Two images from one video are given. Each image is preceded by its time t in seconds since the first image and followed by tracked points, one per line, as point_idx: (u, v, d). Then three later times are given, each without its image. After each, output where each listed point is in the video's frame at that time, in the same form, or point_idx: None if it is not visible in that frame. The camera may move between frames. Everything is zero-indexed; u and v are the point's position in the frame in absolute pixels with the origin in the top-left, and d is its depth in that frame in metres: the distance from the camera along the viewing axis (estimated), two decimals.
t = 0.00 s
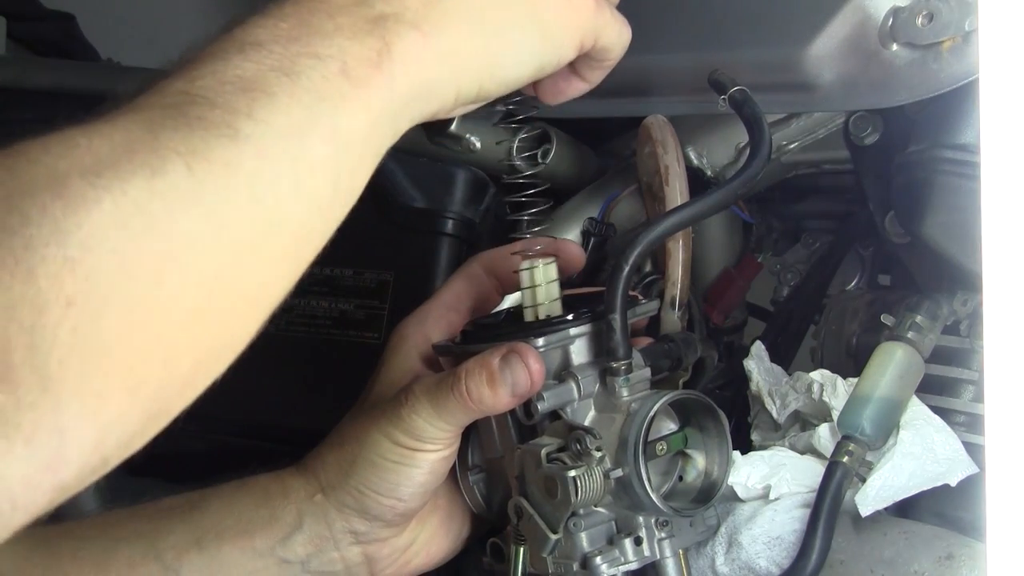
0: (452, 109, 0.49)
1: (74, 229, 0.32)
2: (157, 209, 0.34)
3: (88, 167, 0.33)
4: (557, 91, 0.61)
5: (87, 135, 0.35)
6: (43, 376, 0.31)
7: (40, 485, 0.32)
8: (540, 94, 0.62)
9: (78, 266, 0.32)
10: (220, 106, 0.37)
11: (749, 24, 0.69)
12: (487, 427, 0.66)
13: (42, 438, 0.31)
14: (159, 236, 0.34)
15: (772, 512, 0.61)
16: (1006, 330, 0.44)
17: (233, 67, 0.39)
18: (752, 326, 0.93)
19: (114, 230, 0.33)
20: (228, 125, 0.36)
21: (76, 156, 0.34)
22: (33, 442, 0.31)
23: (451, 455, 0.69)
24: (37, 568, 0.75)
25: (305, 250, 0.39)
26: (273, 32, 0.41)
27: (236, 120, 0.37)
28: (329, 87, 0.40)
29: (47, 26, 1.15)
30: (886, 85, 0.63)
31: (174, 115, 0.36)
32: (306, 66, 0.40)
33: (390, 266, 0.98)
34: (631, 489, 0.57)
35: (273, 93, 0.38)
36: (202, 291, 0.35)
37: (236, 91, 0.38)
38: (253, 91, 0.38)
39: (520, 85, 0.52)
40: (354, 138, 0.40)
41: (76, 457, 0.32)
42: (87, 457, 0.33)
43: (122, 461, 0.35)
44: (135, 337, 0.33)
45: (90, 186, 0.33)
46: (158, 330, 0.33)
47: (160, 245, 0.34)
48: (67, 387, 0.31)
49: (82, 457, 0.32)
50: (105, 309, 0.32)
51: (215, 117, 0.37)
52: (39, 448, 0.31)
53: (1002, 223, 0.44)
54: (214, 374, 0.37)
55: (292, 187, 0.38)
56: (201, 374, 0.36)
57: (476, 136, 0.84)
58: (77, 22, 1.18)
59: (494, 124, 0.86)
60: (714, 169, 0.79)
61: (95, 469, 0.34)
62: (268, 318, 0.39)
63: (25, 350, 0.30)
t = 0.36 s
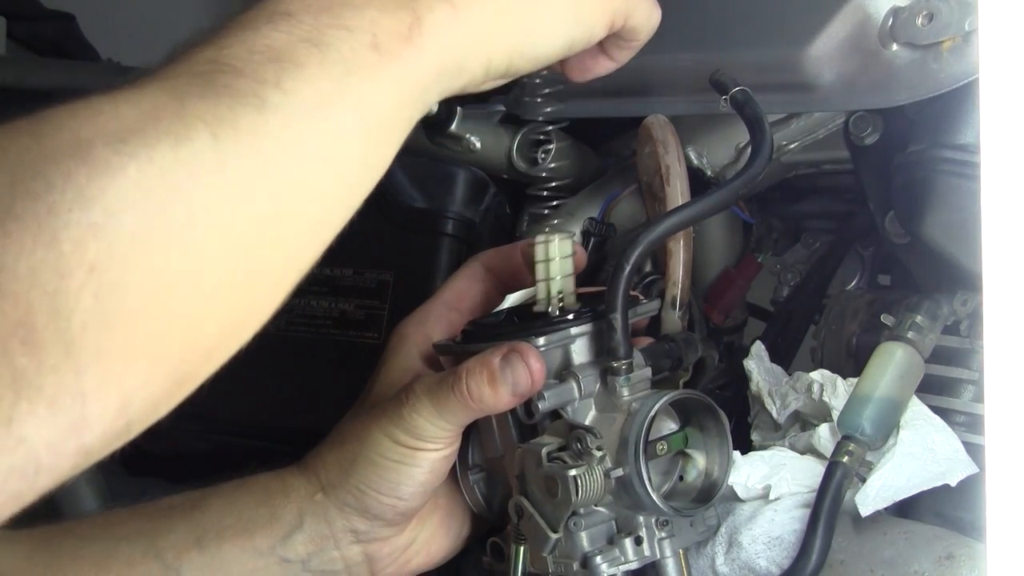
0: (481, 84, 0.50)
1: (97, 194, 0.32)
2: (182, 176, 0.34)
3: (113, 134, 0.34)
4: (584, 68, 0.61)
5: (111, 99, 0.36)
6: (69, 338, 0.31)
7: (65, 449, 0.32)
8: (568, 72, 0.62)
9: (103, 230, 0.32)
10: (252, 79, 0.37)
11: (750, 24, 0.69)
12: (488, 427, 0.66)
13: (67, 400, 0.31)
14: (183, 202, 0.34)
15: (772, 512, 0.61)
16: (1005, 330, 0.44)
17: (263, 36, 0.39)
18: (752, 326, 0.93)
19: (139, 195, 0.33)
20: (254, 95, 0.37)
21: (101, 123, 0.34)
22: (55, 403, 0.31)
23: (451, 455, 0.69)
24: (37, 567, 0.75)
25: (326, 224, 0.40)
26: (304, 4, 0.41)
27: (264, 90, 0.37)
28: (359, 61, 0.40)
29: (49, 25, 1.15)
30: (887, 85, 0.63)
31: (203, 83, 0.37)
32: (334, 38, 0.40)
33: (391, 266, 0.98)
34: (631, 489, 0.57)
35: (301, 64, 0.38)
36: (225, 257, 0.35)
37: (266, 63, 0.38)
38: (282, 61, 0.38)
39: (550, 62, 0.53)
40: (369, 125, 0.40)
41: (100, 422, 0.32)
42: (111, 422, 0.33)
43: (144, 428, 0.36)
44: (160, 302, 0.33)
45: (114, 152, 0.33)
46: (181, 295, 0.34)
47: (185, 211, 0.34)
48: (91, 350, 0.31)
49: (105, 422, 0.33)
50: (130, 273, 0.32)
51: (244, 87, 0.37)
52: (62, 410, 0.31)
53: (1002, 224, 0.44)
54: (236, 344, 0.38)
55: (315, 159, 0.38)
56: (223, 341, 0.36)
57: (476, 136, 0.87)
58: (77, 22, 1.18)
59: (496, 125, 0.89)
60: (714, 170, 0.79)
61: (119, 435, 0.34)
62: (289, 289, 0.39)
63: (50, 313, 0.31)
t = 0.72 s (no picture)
0: (483, 33, 0.49)
1: (94, 131, 0.33)
2: (182, 115, 0.34)
3: (109, 73, 0.34)
4: (584, 23, 0.61)
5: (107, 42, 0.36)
6: (67, 274, 0.32)
7: (67, 385, 0.33)
8: (569, 28, 0.61)
9: (100, 167, 0.32)
10: (247, 20, 0.37)
11: (750, 24, 0.69)
12: (488, 426, 0.66)
13: (67, 336, 0.32)
14: (183, 141, 0.34)
15: (772, 512, 0.61)
16: (1005, 330, 0.44)
17: None
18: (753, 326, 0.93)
19: (136, 133, 0.33)
20: (252, 37, 0.37)
21: (99, 63, 0.34)
22: (56, 338, 0.32)
23: (452, 454, 0.69)
24: (38, 566, 0.75)
25: (330, 170, 0.40)
26: None
27: (261, 32, 0.37)
28: (360, 4, 0.39)
29: (49, 25, 1.15)
30: (887, 85, 0.63)
31: (195, 23, 0.37)
32: None
33: (391, 266, 0.98)
34: (632, 488, 0.57)
35: (299, 7, 0.38)
36: (227, 200, 0.35)
37: (265, 6, 0.37)
38: (279, 4, 0.38)
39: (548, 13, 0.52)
40: (372, 84, 0.40)
41: (102, 359, 0.33)
42: (114, 360, 0.34)
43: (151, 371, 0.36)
44: (160, 241, 0.34)
45: (110, 92, 0.33)
46: (182, 235, 0.34)
47: (185, 151, 0.34)
48: (93, 286, 0.32)
49: (108, 360, 0.33)
50: (128, 211, 0.33)
51: (240, 29, 0.37)
52: (63, 346, 0.32)
53: (1001, 224, 0.44)
54: (240, 288, 0.38)
55: (320, 106, 0.38)
56: (227, 285, 0.37)
57: (476, 136, 0.87)
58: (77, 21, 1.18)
59: (496, 125, 0.89)
60: (715, 170, 0.79)
61: (124, 376, 0.35)
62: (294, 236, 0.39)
63: (47, 249, 0.31)
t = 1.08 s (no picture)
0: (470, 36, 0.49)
1: (79, 127, 0.33)
2: (168, 112, 0.34)
3: (95, 70, 0.34)
4: (572, 26, 0.61)
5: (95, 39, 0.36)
6: (53, 270, 0.32)
7: (54, 383, 0.33)
8: (556, 29, 0.61)
9: (85, 163, 0.32)
10: (233, 18, 0.37)
11: (750, 24, 0.69)
12: (489, 424, 0.67)
13: (53, 333, 0.32)
14: (169, 138, 0.34)
15: (772, 512, 0.61)
16: (1006, 330, 0.44)
17: None
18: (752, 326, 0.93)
19: (122, 130, 0.33)
20: (239, 35, 0.36)
21: (86, 59, 0.34)
22: (42, 333, 0.32)
23: (452, 453, 0.69)
24: (38, 565, 0.75)
25: (318, 168, 0.40)
26: None
27: (248, 30, 0.37)
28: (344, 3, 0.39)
29: (49, 25, 1.15)
30: (887, 86, 0.63)
31: (187, 23, 0.36)
32: None
33: (391, 266, 0.98)
34: (632, 487, 0.57)
35: (288, 7, 0.38)
36: (214, 197, 0.35)
37: (251, 5, 0.37)
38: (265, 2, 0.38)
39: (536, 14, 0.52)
40: (363, 82, 0.40)
41: (89, 356, 0.33)
42: (103, 356, 0.34)
43: (140, 369, 0.36)
44: (146, 238, 0.34)
45: (96, 88, 0.33)
46: (168, 231, 0.34)
47: (170, 148, 0.34)
48: (80, 279, 0.32)
49: (97, 355, 0.33)
50: (116, 206, 0.33)
51: (225, 27, 0.37)
52: (51, 341, 0.32)
53: (1002, 224, 0.44)
54: (231, 285, 0.38)
55: (310, 105, 0.38)
56: (215, 282, 0.37)
57: (476, 136, 0.87)
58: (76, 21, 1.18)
59: (495, 125, 0.89)
60: (715, 170, 0.79)
61: (114, 373, 0.35)
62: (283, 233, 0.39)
63: (33, 245, 0.32)
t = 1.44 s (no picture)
0: (482, 50, 0.49)
1: (98, 125, 0.33)
2: (184, 114, 0.34)
3: (115, 71, 0.34)
4: (583, 42, 0.61)
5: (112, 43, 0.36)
6: (71, 267, 0.32)
7: (69, 379, 0.32)
8: (567, 45, 0.61)
9: (102, 163, 0.33)
10: (250, 26, 0.37)
11: (751, 24, 0.69)
12: (491, 421, 0.67)
13: (69, 328, 0.32)
14: (185, 140, 0.34)
15: (772, 511, 0.61)
16: (1005, 330, 0.44)
17: None
18: (752, 326, 0.93)
19: (138, 131, 0.33)
20: (256, 42, 0.37)
21: (106, 61, 0.34)
22: (61, 329, 0.32)
23: (451, 448, 0.69)
24: (37, 565, 0.75)
25: (333, 171, 0.40)
26: None
27: (265, 37, 0.37)
28: (360, 12, 0.39)
29: (50, 25, 1.15)
30: (887, 85, 0.63)
31: (204, 30, 0.37)
32: None
33: (391, 266, 0.97)
34: (633, 485, 0.57)
35: (304, 15, 0.38)
36: (228, 198, 0.35)
37: (268, 13, 0.38)
38: (285, 12, 0.38)
39: (548, 30, 0.52)
40: (375, 88, 0.40)
41: (104, 353, 0.33)
42: (117, 354, 0.33)
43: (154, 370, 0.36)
44: (160, 237, 0.34)
45: (115, 89, 0.34)
46: (182, 230, 0.34)
47: (187, 150, 0.34)
48: (96, 277, 0.32)
49: (112, 353, 0.33)
50: (130, 204, 0.33)
51: (243, 34, 0.37)
52: (66, 337, 0.32)
53: (1001, 223, 0.44)
54: (246, 287, 0.38)
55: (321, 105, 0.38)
56: (230, 283, 0.37)
57: (476, 136, 0.88)
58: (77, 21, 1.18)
59: (495, 125, 0.90)
60: (715, 170, 0.79)
61: (128, 373, 0.34)
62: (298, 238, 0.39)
63: (52, 242, 0.31)
